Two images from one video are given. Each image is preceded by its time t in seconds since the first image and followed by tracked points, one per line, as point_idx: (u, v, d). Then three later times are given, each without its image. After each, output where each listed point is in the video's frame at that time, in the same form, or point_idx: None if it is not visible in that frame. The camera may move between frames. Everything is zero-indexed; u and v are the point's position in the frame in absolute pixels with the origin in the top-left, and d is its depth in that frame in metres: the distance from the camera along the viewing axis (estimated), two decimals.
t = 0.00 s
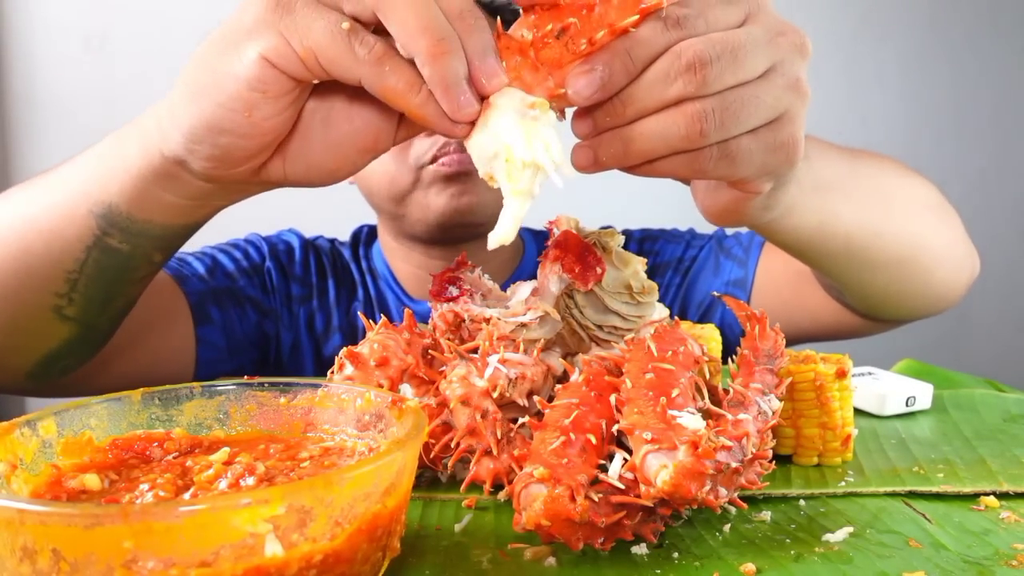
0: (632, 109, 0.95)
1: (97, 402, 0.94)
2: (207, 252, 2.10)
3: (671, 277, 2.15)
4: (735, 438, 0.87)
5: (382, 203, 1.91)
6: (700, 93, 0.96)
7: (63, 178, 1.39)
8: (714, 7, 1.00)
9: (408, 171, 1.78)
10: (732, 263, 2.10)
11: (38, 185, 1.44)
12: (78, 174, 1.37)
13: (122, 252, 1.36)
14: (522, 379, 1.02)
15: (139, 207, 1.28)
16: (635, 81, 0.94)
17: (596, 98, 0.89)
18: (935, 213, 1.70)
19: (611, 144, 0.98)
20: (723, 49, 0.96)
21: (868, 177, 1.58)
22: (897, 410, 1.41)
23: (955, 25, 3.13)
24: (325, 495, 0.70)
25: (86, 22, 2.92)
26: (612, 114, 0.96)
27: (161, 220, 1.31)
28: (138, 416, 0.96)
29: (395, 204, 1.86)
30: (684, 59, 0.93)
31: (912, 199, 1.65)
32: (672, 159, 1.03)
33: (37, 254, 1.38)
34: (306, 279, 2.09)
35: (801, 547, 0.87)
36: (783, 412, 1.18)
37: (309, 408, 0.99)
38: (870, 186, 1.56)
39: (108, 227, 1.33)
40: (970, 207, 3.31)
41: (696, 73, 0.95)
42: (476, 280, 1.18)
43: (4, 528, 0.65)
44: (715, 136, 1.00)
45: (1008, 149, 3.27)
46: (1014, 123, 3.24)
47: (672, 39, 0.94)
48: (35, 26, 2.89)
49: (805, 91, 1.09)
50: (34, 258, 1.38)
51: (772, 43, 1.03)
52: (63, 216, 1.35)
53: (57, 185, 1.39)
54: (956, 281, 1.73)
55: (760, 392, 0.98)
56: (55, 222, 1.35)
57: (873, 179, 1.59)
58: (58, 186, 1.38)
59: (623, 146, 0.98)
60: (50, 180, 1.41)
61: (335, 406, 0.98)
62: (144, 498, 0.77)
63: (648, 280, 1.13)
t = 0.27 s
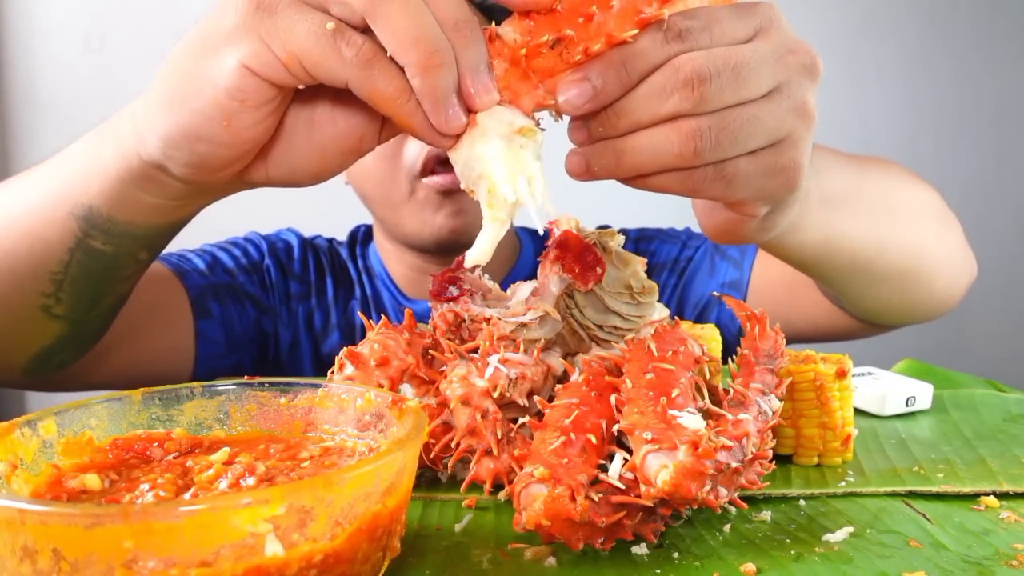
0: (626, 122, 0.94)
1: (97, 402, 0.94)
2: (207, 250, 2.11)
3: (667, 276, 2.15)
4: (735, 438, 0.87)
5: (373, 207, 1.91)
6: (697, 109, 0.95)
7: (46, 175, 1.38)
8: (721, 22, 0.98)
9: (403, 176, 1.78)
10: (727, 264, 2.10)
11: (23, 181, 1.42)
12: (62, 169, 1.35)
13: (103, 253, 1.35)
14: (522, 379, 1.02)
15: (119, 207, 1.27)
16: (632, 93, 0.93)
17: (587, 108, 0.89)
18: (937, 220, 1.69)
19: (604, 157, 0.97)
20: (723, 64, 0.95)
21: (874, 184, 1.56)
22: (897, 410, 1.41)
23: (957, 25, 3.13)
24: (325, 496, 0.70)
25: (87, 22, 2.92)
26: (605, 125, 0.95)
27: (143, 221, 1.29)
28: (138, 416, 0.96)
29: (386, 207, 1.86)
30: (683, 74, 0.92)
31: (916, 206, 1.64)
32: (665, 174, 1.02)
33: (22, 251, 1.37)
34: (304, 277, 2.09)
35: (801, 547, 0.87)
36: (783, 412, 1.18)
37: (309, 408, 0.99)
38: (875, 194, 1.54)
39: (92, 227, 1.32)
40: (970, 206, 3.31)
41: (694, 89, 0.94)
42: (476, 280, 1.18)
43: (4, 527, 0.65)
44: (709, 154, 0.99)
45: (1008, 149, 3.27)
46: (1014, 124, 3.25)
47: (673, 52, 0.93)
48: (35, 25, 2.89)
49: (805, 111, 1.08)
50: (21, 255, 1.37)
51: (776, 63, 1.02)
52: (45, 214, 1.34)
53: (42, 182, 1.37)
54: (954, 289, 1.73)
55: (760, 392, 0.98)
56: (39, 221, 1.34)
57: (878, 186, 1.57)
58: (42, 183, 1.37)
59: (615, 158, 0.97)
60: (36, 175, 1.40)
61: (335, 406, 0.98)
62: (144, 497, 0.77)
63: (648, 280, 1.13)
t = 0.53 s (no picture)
0: (654, 98, 0.90)
1: (97, 402, 0.94)
2: (207, 254, 2.11)
3: (663, 275, 2.16)
4: (735, 438, 0.87)
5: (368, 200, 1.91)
6: (729, 99, 0.91)
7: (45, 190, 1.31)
8: (775, 12, 0.94)
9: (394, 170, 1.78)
10: (723, 263, 2.11)
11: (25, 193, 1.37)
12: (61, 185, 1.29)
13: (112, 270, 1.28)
14: (522, 379, 1.02)
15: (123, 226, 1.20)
16: (663, 70, 0.89)
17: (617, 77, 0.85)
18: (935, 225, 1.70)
19: (625, 129, 0.92)
20: (764, 59, 0.92)
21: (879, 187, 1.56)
22: (897, 410, 1.41)
23: (958, 25, 3.13)
24: (325, 496, 0.70)
25: (86, 22, 2.91)
26: (635, 95, 0.89)
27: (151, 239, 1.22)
28: (138, 416, 0.96)
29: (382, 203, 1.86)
30: (721, 60, 0.89)
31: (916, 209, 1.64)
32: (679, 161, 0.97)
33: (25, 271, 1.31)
34: (303, 276, 2.10)
35: (801, 547, 0.87)
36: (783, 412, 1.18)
37: (309, 408, 0.99)
38: (879, 196, 1.54)
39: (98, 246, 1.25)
40: (969, 207, 3.31)
41: (730, 76, 0.90)
42: (476, 280, 1.18)
43: (4, 527, 0.65)
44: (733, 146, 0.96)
45: (1008, 149, 3.27)
46: (1015, 124, 3.24)
47: (714, 36, 0.89)
48: (36, 25, 2.89)
49: (835, 121, 1.04)
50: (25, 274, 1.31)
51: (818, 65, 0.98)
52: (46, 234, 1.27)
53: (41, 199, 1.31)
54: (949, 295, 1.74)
55: (760, 392, 0.98)
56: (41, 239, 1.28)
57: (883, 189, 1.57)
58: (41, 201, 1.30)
59: (637, 133, 0.92)
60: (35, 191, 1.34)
61: (335, 406, 0.98)
62: (144, 497, 0.77)
63: (648, 280, 1.13)
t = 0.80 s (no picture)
0: (667, 78, 0.86)
1: (96, 402, 0.94)
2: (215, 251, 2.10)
3: (665, 275, 2.16)
4: (735, 438, 0.87)
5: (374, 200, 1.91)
6: (740, 84, 0.87)
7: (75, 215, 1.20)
8: (799, 10, 0.92)
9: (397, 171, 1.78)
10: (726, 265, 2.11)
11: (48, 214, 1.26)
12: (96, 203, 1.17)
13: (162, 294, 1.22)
14: (522, 379, 1.02)
15: (171, 267, 1.12)
16: (679, 48, 0.86)
17: (632, 48, 0.85)
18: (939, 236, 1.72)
19: (636, 111, 0.88)
20: (779, 50, 0.88)
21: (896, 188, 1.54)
22: (897, 410, 1.41)
23: (959, 25, 3.13)
24: (325, 496, 0.70)
25: (87, 22, 2.92)
26: (646, 74, 0.86)
27: (205, 271, 1.15)
28: (138, 416, 0.96)
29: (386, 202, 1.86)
30: (734, 45, 0.85)
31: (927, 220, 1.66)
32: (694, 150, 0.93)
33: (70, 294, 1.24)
34: (311, 272, 2.09)
35: (801, 547, 0.87)
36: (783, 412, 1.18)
37: (309, 408, 0.99)
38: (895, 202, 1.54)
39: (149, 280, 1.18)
40: (969, 207, 3.31)
41: (744, 63, 0.86)
42: (476, 280, 1.17)
43: (4, 527, 0.65)
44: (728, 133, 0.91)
45: (1008, 149, 3.27)
46: (1015, 125, 3.24)
47: (732, 21, 0.86)
48: (36, 25, 2.89)
49: (852, 130, 1.02)
50: (71, 303, 1.24)
51: (839, 67, 0.95)
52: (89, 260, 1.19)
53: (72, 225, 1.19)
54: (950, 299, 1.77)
55: (760, 392, 0.98)
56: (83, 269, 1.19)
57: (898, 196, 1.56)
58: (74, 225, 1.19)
59: (648, 115, 0.88)
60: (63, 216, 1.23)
61: (335, 406, 0.98)
62: (144, 497, 0.77)
63: (648, 280, 1.13)
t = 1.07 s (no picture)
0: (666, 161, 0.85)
1: (96, 402, 0.94)
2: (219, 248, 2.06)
3: (673, 278, 2.16)
4: (735, 438, 0.87)
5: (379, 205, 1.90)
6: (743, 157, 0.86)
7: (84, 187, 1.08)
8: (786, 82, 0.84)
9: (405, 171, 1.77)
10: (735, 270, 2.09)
11: (47, 188, 1.13)
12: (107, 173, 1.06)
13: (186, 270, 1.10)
14: (522, 379, 1.03)
15: (183, 232, 0.99)
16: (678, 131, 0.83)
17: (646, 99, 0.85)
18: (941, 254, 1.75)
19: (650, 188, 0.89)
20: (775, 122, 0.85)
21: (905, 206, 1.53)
22: (897, 409, 1.41)
23: (958, 24, 3.13)
24: (324, 496, 0.70)
25: (87, 22, 2.91)
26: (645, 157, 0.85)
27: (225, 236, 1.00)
28: (138, 416, 0.96)
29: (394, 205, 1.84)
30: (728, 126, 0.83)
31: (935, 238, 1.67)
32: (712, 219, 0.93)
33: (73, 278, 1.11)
34: (316, 270, 2.10)
35: (801, 547, 0.87)
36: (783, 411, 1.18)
37: (309, 408, 0.99)
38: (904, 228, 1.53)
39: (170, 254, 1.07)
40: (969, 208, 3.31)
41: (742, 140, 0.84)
42: (476, 280, 1.17)
43: (4, 527, 0.65)
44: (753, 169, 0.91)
45: (1009, 148, 3.27)
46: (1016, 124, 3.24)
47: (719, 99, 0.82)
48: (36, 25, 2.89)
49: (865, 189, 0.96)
50: (76, 280, 1.11)
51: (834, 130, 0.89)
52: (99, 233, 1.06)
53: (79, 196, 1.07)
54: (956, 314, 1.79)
55: (760, 392, 0.98)
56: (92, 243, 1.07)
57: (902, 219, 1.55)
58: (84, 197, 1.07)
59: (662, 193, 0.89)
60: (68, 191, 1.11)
61: (335, 406, 0.98)
62: (144, 497, 0.77)
63: (648, 280, 1.13)
